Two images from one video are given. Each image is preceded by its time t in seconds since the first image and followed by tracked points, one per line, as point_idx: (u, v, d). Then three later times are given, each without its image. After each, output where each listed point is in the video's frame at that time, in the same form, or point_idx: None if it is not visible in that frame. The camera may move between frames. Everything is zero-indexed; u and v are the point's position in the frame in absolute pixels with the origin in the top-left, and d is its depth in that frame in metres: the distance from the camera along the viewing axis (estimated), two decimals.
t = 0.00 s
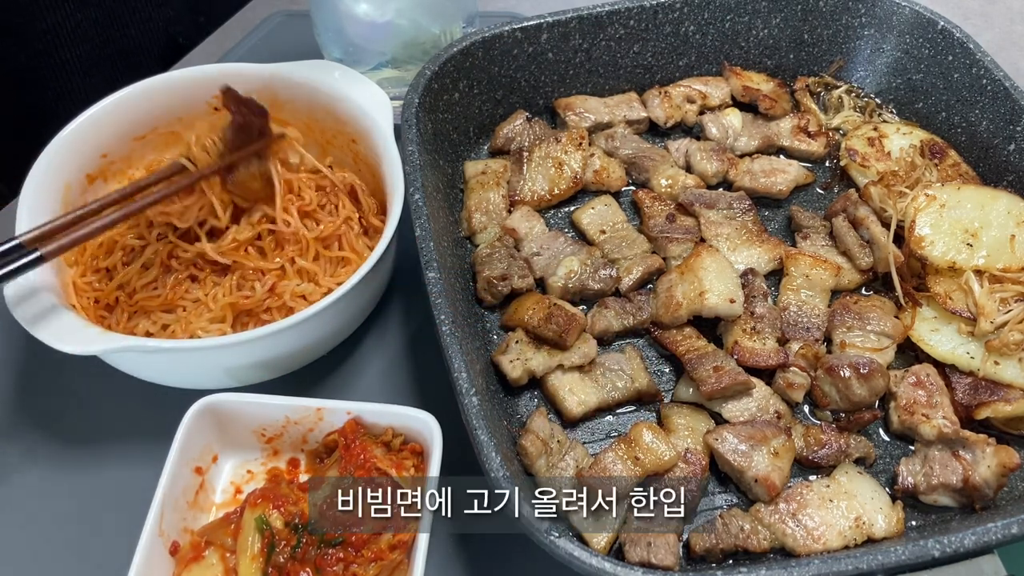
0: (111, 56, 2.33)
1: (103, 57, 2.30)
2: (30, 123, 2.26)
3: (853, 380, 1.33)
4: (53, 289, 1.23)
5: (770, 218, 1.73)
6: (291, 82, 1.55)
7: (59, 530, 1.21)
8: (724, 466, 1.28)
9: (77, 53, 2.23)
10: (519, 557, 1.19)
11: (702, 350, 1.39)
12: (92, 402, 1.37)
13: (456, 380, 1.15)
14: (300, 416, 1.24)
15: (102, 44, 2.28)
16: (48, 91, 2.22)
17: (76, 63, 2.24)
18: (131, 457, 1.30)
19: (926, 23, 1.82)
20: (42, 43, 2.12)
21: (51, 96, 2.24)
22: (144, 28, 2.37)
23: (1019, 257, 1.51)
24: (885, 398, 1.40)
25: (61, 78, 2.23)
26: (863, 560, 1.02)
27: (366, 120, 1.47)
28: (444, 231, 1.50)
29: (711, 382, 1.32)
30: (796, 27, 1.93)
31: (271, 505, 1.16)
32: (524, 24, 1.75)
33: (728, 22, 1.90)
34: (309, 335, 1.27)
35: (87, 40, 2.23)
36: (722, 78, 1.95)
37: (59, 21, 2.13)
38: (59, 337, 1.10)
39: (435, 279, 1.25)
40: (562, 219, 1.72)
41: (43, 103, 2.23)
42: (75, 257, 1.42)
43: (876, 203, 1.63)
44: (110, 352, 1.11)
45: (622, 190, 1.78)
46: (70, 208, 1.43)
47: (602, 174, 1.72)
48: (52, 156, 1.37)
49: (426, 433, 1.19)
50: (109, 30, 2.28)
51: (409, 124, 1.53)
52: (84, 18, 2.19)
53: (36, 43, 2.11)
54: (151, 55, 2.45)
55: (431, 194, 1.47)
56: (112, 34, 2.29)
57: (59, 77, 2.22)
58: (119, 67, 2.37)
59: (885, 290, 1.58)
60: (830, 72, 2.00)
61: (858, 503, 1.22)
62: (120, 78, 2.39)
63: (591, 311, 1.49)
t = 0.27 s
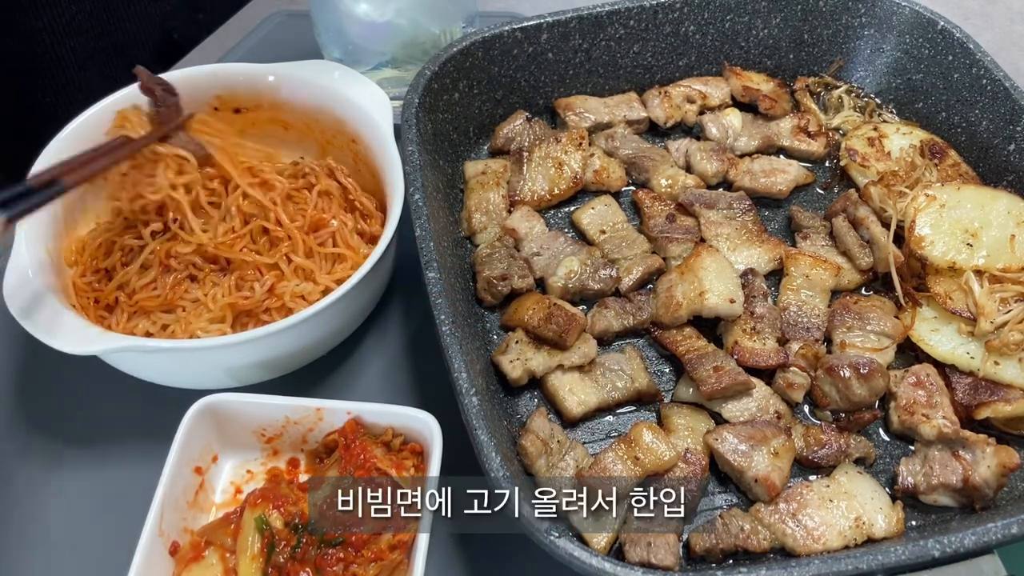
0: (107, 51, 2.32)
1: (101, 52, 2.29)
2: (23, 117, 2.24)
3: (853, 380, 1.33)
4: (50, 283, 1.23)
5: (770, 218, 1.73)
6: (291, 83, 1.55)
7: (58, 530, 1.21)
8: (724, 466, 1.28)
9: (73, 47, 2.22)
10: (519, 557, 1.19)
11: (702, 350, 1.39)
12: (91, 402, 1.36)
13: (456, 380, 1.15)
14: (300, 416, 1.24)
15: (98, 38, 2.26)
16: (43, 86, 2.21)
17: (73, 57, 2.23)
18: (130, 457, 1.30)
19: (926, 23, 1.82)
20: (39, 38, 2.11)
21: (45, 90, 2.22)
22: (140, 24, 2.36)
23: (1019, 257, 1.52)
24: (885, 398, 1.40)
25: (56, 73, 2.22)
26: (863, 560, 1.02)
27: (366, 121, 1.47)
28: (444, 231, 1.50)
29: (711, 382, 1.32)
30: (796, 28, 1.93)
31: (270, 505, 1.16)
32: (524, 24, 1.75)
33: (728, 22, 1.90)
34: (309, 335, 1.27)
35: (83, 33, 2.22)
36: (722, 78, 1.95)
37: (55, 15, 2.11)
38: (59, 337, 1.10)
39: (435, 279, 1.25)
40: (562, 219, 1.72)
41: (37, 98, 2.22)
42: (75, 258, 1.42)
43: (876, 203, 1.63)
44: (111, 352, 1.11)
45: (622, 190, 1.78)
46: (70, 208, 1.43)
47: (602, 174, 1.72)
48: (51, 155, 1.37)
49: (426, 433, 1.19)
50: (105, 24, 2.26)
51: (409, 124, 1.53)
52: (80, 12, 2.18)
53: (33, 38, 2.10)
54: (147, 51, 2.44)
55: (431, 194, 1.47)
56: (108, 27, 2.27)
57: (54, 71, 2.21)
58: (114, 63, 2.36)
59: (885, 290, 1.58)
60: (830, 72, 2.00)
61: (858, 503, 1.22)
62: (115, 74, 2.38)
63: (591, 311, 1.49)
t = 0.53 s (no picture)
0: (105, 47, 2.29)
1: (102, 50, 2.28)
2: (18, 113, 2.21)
3: (853, 380, 1.33)
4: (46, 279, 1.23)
5: (770, 218, 1.73)
6: (291, 83, 1.55)
7: (58, 531, 1.21)
8: (724, 466, 1.28)
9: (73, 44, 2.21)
10: (519, 557, 1.19)
11: (702, 350, 1.39)
12: (91, 402, 1.37)
13: (456, 380, 1.15)
14: (300, 416, 1.24)
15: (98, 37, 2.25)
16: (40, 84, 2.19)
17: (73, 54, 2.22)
18: (130, 458, 1.30)
19: (926, 23, 1.83)
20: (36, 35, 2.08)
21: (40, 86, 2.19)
22: (141, 23, 2.34)
23: (1019, 257, 1.52)
24: (885, 398, 1.40)
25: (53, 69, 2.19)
26: (863, 560, 1.02)
27: (366, 121, 1.47)
28: (444, 231, 1.50)
29: (711, 382, 1.32)
30: (796, 27, 1.93)
31: (270, 505, 1.16)
32: (524, 24, 1.75)
33: (728, 22, 1.90)
34: (308, 336, 1.27)
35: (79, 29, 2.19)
36: (722, 78, 1.95)
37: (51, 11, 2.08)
38: (60, 338, 1.10)
39: (435, 279, 1.25)
40: (562, 219, 1.72)
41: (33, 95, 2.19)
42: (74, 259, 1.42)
43: (876, 203, 1.63)
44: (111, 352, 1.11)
45: (622, 190, 1.78)
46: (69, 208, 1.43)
47: (602, 174, 1.72)
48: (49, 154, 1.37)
49: (426, 433, 1.19)
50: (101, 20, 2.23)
51: (409, 124, 1.53)
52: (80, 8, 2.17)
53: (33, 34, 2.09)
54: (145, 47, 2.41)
55: (431, 194, 1.47)
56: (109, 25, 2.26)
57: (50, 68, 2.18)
58: (112, 59, 2.33)
59: (885, 290, 1.58)
60: (830, 72, 2.00)
61: (858, 503, 1.22)
62: (113, 69, 2.35)
63: (591, 311, 1.49)
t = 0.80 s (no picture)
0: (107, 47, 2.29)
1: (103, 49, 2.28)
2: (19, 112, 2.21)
3: (853, 380, 1.33)
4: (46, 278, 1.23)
5: (770, 218, 1.73)
6: (291, 82, 1.55)
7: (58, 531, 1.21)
8: (724, 466, 1.28)
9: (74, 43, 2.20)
10: (519, 557, 1.19)
11: (702, 350, 1.39)
12: (92, 402, 1.37)
13: (456, 380, 1.15)
14: (300, 416, 1.24)
15: (98, 35, 2.24)
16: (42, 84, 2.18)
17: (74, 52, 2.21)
18: (130, 458, 1.30)
19: (927, 23, 1.82)
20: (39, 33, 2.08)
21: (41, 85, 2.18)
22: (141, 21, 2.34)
23: (1019, 257, 1.51)
24: (885, 398, 1.40)
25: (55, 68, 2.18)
26: (863, 560, 1.02)
27: (366, 121, 1.47)
28: (444, 231, 1.50)
29: (711, 382, 1.32)
30: (796, 27, 1.93)
31: (270, 505, 1.16)
32: (524, 24, 1.75)
33: (728, 22, 1.90)
34: (308, 336, 1.27)
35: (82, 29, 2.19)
36: (722, 78, 1.95)
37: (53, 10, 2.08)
38: (59, 338, 1.10)
39: (435, 279, 1.25)
40: (562, 219, 1.72)
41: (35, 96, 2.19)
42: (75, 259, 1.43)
43: (876, 203, 1.63)
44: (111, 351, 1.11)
45: (622, 190, 1.78)
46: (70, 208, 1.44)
47: (602, 174, 1.72)
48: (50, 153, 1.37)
49: (426, 433, 1.19)
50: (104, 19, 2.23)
51: (409, 124, 1.53)
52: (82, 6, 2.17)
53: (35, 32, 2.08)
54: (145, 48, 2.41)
55: (431, 194, 1.47)
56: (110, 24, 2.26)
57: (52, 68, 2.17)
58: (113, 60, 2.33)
59: (885, 290, 1.58)
60: (830, 72, 2.00)
61: (858, 503, 1.22)
62: (114, 70, 2.35)
63: (591, 311, 1.49)
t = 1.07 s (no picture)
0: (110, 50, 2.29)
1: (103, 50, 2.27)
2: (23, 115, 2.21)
3: (853, 380, 1.33)
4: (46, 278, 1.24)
5: (770, 218, 1.73)
6: (292, 83, 1.55)
7: (58, 530, 1.21)
8: (724, 466, 1.28)
9: (74, 45, 2.19)
10: (518, 557, 1.19)
11: (702, 350, 1.39)
12: (91, 403, 1.36)
13: (456, 380, 1.15)
14: (300, 416, 1.24)
15: (99, 37, 2.24)
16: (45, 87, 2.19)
17: (74, 54, 2.21)
18: (130, 458, 1.30)
19: (926, 23, 1.83)
20: (42, 35, 2.09)
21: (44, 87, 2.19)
22: (144, 25, 2.33)
23: (1019, 257, 1.52)
24: (885, 398, 1.40)
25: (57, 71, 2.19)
26: (863, 560, 1.02)
27: (366, 121, 1.47)
28: (444, 231, 1.50)
29: (711, 382, 1.32)
30: (796, 27, 1.93)
31: (270, 505, 1.16)
32: (524, 24, 1.75)
33: (728, 22, 1.90)
34: (308, 336, 1.27)
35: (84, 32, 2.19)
36: (722, 78, 1.95)
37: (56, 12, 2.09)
38: (59, 337, 1.10)
39: (435, 279, 1.25)
40: (562, 219, 1.72)
41: (38, 99, 2.19)
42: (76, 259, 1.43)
43: (876, 203, 1.63)
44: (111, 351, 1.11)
45: (622, 190, 1.78)
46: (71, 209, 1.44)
47: (602, 173, 1.72)
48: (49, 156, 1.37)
49: (426, 433, 1.19)
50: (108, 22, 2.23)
51: (409, 124, 1.53)
52: (83, 8, 2.16)
53: (34, 32, 2.07)
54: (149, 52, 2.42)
55: (431, 194, 1.47)
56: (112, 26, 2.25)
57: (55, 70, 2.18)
58: (116, 64, 2.34)
59: (885, 290, 1.58)
60: (830, 72, 2.00)
61: (858, 502, 1.22)
62: (117, 73, 2.36)
63: (591, 311, 1.49)
